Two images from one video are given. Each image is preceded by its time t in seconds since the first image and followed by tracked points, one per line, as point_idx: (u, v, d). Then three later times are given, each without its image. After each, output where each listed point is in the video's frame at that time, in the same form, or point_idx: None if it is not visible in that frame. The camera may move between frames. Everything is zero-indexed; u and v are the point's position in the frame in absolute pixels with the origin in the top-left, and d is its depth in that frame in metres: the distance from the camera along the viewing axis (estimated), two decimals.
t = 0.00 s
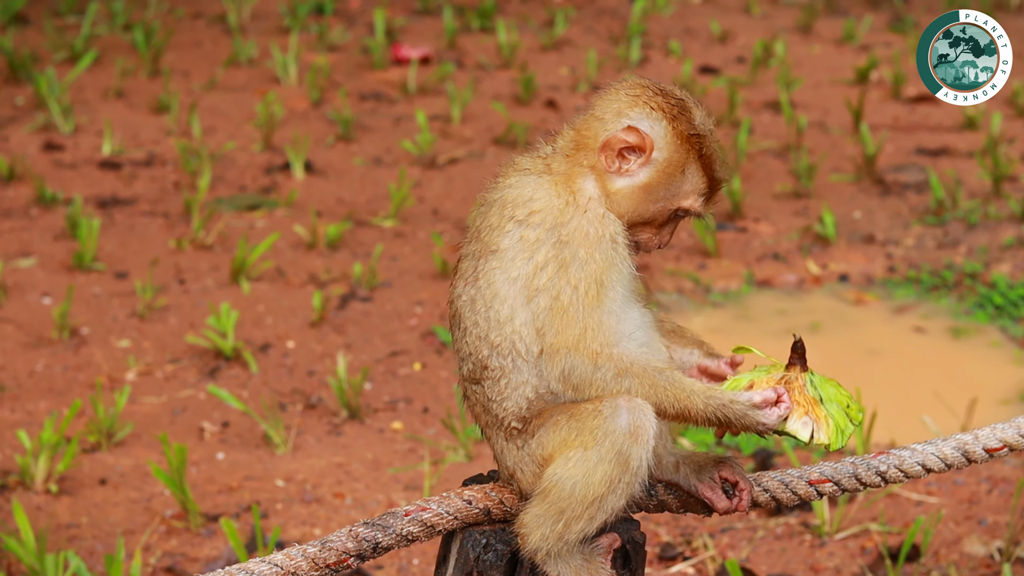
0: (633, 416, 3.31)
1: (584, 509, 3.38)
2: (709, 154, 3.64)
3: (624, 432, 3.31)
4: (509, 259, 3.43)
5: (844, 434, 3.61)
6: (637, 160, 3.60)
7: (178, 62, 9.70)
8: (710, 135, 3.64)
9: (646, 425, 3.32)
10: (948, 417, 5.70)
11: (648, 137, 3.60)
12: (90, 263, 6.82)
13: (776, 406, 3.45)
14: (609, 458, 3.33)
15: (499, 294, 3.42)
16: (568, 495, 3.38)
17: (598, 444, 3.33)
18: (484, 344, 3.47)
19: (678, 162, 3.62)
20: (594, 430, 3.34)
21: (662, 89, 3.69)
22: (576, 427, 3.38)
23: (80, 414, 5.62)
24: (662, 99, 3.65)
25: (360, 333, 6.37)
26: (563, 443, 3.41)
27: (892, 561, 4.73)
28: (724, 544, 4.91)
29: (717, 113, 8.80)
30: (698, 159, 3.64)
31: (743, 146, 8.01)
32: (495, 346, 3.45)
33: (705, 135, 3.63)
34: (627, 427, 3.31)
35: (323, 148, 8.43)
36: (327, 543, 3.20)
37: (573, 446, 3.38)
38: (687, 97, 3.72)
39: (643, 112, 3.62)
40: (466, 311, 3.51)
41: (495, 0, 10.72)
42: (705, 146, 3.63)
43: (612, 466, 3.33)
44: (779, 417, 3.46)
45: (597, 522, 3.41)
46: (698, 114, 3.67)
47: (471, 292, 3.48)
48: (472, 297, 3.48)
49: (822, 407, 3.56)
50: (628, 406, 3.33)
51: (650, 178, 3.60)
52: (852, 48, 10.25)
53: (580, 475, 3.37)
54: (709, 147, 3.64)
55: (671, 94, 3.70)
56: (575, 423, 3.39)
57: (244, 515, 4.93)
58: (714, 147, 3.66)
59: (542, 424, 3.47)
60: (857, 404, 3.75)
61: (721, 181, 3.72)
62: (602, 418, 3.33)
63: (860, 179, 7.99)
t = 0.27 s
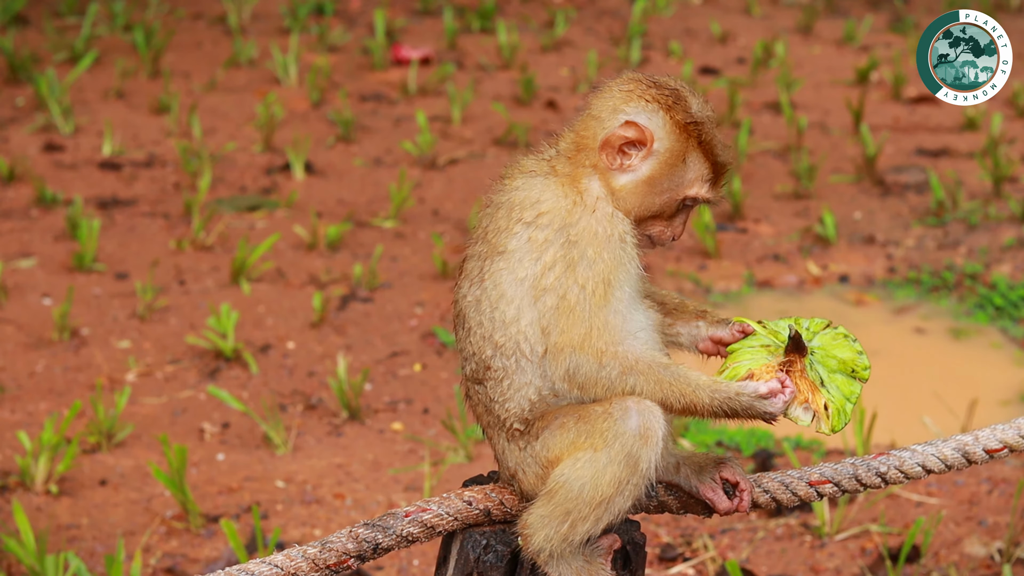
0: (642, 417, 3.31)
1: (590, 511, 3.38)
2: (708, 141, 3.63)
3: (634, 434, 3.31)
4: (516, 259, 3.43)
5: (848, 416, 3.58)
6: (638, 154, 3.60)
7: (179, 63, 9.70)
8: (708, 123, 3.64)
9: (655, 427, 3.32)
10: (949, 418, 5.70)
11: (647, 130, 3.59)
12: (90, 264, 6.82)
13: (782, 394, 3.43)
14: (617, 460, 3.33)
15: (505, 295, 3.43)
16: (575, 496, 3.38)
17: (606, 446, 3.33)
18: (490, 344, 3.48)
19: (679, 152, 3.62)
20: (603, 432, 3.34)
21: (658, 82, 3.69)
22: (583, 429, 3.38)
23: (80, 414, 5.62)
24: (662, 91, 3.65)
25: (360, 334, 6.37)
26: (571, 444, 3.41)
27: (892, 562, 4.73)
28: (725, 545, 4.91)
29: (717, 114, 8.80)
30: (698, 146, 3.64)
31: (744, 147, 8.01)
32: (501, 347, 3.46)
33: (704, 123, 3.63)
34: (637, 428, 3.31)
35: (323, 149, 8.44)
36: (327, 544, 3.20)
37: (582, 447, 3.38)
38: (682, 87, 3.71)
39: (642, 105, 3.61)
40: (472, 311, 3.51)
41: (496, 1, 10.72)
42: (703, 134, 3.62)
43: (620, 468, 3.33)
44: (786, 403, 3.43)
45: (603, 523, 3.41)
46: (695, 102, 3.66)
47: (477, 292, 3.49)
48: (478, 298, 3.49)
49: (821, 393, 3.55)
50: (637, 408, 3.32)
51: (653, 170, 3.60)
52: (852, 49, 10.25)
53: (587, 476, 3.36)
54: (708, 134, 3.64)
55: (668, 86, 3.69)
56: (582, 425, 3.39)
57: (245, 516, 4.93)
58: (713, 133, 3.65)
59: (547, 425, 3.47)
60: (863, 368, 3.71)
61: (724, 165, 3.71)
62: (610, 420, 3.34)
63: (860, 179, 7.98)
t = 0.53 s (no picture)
0: (638, 413, 3.31)
1: (589, 508, 3.38)
2: (697, 125, 3.60)
3: (630, 430, 3.31)
4: (516, 256, 3.43)
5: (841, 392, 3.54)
6: (627, 147, 3.59)
7: (179, 63, 9.71)
8: (693, 106, 3.61)
9: (651, 423, 3.32)
10: (949, 418, 5.70)
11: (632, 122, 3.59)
12: (90, 264, 6.81)
13: (775, 370, 3.36)
14: (614, 457, 3.33)
15: (504, 292, 3.43)
16: (573, 494, 3.37)
17: (604, 444, 3.33)
18: (487, 342, 3.49)
19: (665, 138, 3.60)
20: (600, 430, 3.34)
21: (642, 75, 3.70)
22: (581, 427, 3.39)
23: (80, 415, 5.62)
24: (645, 83, 3.66)
25: (360, 335, 6.36)
26: (569, 443, 3.41)
27: (893, 562, 4.73)
28: (725, 546, 4.91)
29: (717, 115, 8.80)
30: (686, 132, 3.61)
31: (744, 147, 8.00)
32: (499, 344, 3.48)
33: (689, 107, 3.61)
34: (633, 424, 3.31)
35: (323, 149, 8.44)
36: (328, 545, 3.20)
37: (579, 445, 3.38)
38: (667, 77, 3.71)
39: (627, 98, 3.62)
40: (470, 309, 3.53)
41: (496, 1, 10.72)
42: (689, 118, 3.59)
43: (618, 465, 3.33)
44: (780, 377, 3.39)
45: (601, 521, 3.41)
46: (680, 90, 3.64)
47: (477, 290, 3.50)
48: (477, 295, 3.50)
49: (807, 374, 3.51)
50: (633, 403, 3.33)
51: (643, 160, 3.60)
52: (852, 49, 10.25)
53: (585, 474, 3.36)
54: (695, 118, 3.61)
55: (652, 78, 3.69)
56: (579, 423, 3.40)
57: (245, 517, 4.93)
58: (702, 117, 3.62)
59: (543, 425, 3.48)
60: (859, 331, 3.60)
61: (721, 145, 3.66)
62: (608, 417, 3.34)
63: (860, 180, 7.98)
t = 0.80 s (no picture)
0: (638, 413, 3.35)
1: (590, 509, 3.38)
2: (674, 106, 3.65)
3: (630, 430, 3.34)
4: (507, 255, 3.44)
5: (827, 290, 3.58)
6: (612, 145, 3.64)
7: (179, 63, 9.71)
8: (666, 90, 3.67)
9: (651, 422, 3.35)
10: (949, 418, 5.70)
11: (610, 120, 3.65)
12: (91, 265, 6.82)
13: (756, 286, 3.39)
14: (614, 456, 3.34)
15: (497, 291, 3.44)
16: (574, 493, 3.38)
17: (603, 443, 3.35)
18: (485, 343, 3.50)
19: (646, 127, 3.66)
20: (599, 429, 3.37)
21: (614, 74, 3.77)
22: (580, 428, 3.41)
23: (80, 415, 5.62)
24: (616, 81, 3.73)
25: (361, 335, 6.36)
26: (568, 443, 3.43)
27: (893, 563, 4.73)
28: (725, 546, 4.91)
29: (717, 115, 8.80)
30: (666, 115, 3.66)
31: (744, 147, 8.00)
32: (496, 345, 3.48)
33: (663, 92, 3.67)
34: (632, 425, 3.34)
35: (324, 150, 8.44)
36: (328, 545, 3.21)
37: (578, 445, 3.40)
38: (638, 70, 3.77)
39: (602, 99, 3.69)
40: (467, 310, 3.54)
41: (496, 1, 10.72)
42: (666, 101, 3.65)
43: (618, 465, 3.34)
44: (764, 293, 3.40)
45: (602, 521, 3.42)
46: (653, 79, 3.72)
47: (473, 292, 3.51)
48: (473, 297, 3.51)
49: (788, 280, 3.54)
50: (633, 404, 3.37)
51: (631, 153, 3.65)
52: (852, 50, 10.25)
53: (585, 473, 3.37)
54: (672, 100, 3.66)
55: (623, 75, 3.76)
56: (578, 423, 3.42)
57: (245, 517, 4.93)
58: (679, 97, 3.67)
59: (543, 426, 3.49)
60: (829, 227, 3.67)
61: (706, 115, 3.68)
62: (607, 417, 3.37)
63: (861, 180, 7.98)
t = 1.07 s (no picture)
0: (633, 413, 3.36)
1: (587, 509, 3.38)
2: (661, 98, 3.71)
3: (625, 429, 3.35)
4: (497, 257, 3.45)
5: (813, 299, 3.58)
6: (603, 144, 3.67)
7: (180, 64, 9.71)
8: (651, 84, 3.74)
9: (645, 422, 3.36)
10: (950, 419, 5.70)
11: (599, 119, 3.68)
12: (91, 265, 6.81)
13: (740, 280, 3.45)
14: (610, 456, 3.35)
15: (488, 294, 3.45)
16: (570, 494, 3.38)
17: (599, 443, 3.36)
18: (480, 346, 3.51)
19: (635, 122, 3.70)
20: (595, 429, 3.38)
21: (596, 75, 3.81)
22: (576, 428, 3.41)
23: (81, 416, 5.62)
24: (601, 81, 3.77)
25: (361, 335, 6.36)
26: (564, 444, 3.43)
27: (894, 563, 4.73)
28: (726, 546, 4.91)
29: (718, 115, 8.80)
30: (654, 108, 3.72)
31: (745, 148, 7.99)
32: (490, 348, 3.49)
33: (648, 86, 3.73)
34: (628, 424, 3.35)
35: (324, 150, 8.44)
36: (329, 545, 3.21)
37: (574, 446, 3.40)
38: (621, 70, 3.82)
39: (588, 100, 3.72)
40: (461, 314, 3.55)
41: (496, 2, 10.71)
42: (652, 95, 3.71)
43: (613, 464, 3.35)
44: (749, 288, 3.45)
45: (599, 521, 3.42)
46: (637, 76, 3.77)
47: (466, 295, 3.52)
48: (467, 301, 3.52)
49: (777, 282, 3.57)
50: (628, 404, 3.38)
51: (623, 149, 3.70)
52: (853, 50, 10.25)
53: (581, 474, 3.37)
54: (658, 93, 3.72)
55: (607, 75, 3.81)
56: (574, 423, 3.42)
57: (246, 518, 4.93)
58: (665, 90, 3.73)
59: (539, 427, 3.50)
60: (822, 239, 3.65)
61: (693, 105, 3.75)
62: (602, 417, 3.37)
63: (861, 180, 7.97)
